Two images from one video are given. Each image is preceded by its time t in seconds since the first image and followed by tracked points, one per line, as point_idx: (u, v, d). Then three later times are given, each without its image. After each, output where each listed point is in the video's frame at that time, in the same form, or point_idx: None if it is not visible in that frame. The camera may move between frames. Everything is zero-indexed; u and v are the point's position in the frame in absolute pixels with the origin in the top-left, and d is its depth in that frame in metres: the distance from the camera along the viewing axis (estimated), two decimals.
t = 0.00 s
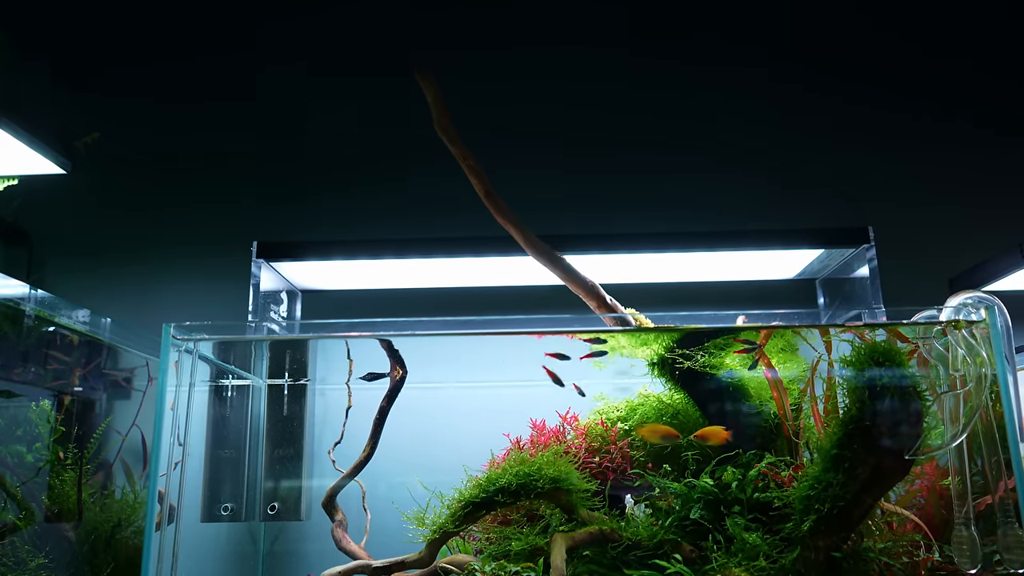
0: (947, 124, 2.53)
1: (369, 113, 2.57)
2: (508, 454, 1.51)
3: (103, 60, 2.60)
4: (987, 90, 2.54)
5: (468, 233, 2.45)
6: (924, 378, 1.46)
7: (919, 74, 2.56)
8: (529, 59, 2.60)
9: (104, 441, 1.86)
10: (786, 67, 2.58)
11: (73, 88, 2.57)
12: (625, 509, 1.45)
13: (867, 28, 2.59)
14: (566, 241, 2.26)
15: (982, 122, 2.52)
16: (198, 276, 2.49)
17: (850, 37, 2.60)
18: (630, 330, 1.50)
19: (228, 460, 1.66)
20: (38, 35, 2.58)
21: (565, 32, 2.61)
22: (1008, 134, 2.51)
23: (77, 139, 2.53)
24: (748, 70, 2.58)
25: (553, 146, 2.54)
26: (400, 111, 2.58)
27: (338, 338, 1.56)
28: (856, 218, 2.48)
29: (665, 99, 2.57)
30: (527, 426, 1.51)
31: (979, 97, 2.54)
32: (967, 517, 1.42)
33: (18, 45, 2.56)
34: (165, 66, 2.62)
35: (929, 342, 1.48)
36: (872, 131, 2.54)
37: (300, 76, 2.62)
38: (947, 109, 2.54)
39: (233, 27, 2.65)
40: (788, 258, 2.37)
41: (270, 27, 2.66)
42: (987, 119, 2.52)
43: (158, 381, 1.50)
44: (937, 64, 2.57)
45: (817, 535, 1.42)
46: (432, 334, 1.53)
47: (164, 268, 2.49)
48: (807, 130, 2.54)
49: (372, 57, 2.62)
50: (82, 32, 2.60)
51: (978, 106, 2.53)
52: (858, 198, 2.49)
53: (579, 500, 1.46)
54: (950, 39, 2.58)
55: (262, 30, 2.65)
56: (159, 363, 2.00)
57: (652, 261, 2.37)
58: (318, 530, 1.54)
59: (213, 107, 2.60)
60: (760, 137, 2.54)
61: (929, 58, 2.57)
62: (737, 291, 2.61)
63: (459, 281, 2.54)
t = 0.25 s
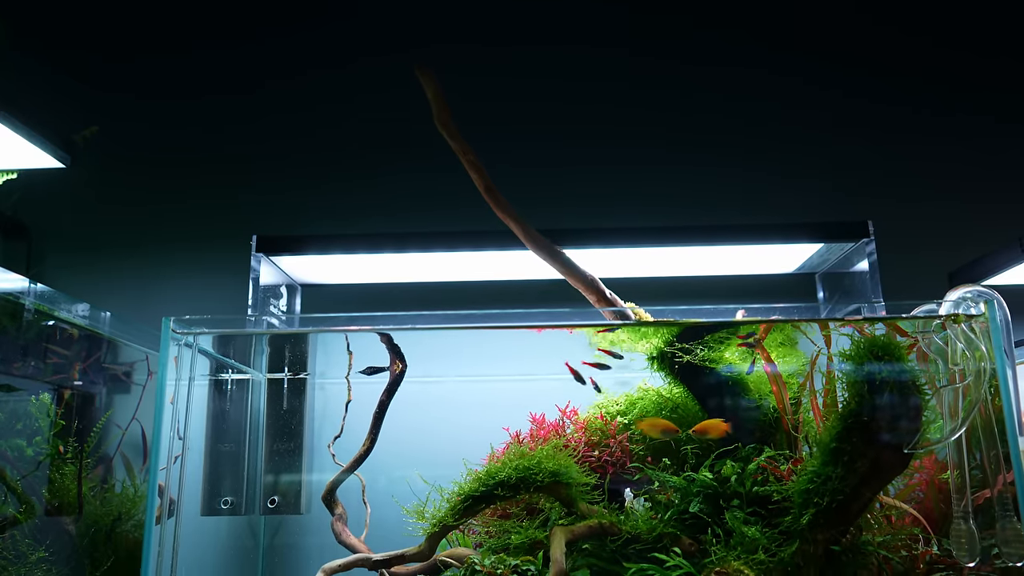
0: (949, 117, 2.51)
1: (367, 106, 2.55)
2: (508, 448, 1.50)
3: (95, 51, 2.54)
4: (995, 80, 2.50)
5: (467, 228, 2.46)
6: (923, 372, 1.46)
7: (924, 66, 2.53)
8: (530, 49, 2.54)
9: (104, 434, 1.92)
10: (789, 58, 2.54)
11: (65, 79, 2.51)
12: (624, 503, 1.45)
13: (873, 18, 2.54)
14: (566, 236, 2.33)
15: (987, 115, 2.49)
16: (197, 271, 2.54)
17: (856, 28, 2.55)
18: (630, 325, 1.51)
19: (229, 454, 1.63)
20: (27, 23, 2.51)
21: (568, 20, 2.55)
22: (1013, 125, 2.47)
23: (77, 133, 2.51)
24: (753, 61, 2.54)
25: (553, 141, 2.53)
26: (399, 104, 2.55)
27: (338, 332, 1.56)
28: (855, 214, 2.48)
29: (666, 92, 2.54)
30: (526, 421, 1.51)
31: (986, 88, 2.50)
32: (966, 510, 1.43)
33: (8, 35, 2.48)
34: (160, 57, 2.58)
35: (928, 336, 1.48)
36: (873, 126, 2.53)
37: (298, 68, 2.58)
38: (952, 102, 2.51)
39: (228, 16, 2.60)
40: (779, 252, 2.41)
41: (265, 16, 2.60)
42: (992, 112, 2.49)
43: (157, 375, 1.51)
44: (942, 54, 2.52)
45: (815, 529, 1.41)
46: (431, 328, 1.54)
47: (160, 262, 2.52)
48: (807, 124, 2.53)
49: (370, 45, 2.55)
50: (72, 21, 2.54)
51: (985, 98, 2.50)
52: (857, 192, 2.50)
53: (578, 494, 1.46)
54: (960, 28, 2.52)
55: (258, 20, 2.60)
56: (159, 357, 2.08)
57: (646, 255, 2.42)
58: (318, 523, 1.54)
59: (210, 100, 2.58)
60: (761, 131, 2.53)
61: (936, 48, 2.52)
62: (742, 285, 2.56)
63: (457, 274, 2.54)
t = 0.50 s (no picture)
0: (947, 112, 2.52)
1: (367, 101, 2.57)
2: (507, 441, 1.51)
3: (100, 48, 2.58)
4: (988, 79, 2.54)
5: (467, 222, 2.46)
6: (922, 366, 1.46)
7: (920, 62, 2.55)
8: (528, 47, 2.58)
9: (104, 428, 1.88)
10: (787, 55, 2.56)
11: (71, 77, 2.55)
12: (624, 496, 1.46)
13: (869, 14, 2.56)
14: (565, 230, 2.28)
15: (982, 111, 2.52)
16: (196, 264, 2.50)
17: (852, 25, 2.58)
18: (630, 319, 1.51)
19: (228, 447, 1.67)
20: (30, 21, 2.54)
21: (565, 19, 2.59)
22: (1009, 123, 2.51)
23: (76, 127, 2.52)
24: (749, 57, 2.57)
25: (553, 135, 2.54)
26: (399, 99, 2.56)
27: (338, 326, 1.56)
28: (857, 207, 2.47)
29: (665, 88, 2.56)
30: (526, 414, 1.51)
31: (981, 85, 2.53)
32: (965, 503, 1.43)
33: (10, 30, 2.52)
34: (162, 54, 2.61)
35: (927, 330, 1.49)
36: (873, 120, 2.53)
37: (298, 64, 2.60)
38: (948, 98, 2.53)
39: (230, 14, 2.63)
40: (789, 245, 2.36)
41: (267, 15, 2.64)
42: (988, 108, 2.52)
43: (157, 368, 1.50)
44: (941, 51, 2.55)
45: (815, 522, 1.42)
46: (429, 322, 1.53)
47: (164, 256, 2.49)
48: (806, 119, 2.54)
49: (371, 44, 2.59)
50: (78, 19, 2.59)
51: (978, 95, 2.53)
52: (857, 187, 2.49)
53: (577, 487, 1.47)
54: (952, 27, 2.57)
55: (259, 18, 2.64)
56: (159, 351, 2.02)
57: (649, 249, 2.38)
58: (318, 516, 1.54)
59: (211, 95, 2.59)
60: (760, 126, 2.53)
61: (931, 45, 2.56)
62: (739, 279, 2.61)
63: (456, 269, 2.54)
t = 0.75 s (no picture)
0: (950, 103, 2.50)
1: (366, 92, 2.54)
2: (506, 435, 1.51)
3: (93, 35, 2.53)
4: (996, 67, 2.49)
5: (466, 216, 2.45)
6: (921, 360, 1.45)
7: (924, 53, 2.52)
8: (528, 35, 2.53)
9: (104, 421, 1.92)
10: (789, 44, 2.53)
11: (62, 65, 2.50)
12: (623, 489, 1.46)
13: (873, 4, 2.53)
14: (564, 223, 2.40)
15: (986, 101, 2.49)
16: (195, 258, 2.53)
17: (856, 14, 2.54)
18: (630, 312, 1.51)
19: (228, 441, 1.63)
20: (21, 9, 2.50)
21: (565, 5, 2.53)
22: (1015, 111, 2.47)
23: (75, 121, 2.50)
24: (752, 47, 2.53)
25: (553, 127, 2.53)
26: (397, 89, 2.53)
27: (338, 319, 1.56)
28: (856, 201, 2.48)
29: (666, 78, 2.53)
30: (526, 408, 1.52)
31: (987, 75, 2.50)
32: (963, 497, 1.43)
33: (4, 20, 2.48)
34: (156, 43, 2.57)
35: (927, 323, 1.48)
36: (874, 112, 2.52)
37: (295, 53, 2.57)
38: (952, 89, 2.51)
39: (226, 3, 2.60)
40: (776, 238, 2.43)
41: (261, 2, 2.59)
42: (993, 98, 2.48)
43: (157, 362, 1.53)
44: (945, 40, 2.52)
45: (813, 515, 1.42)
46: (429, 315, 1.54)
47: (161, 249, 2.52)
48: (807, 111, 2.52)
49: (368, 31, 2.54)
50: (68, 6, 2.53)
51: (984, 85, 2.50)
52: (855, 180, 2.50)
53: (576, 480, 1.47)
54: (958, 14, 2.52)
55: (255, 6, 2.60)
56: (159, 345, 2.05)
57: (642, 242, 2.43)
58: (319, 509, 1.55)
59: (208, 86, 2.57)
60: (761, 118, 2.52)
61: (936, 34, 2.52)
62: (743, 272, 2.55)
63: (454, 262, 2.55)
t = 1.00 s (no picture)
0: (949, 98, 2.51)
1: (367, 87, 2.55)
2: (506, 428, 1.51)
3: (94, 30, 2.55)
4: (992, 64, 2.52)
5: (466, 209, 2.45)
6: (921, 353, 1.47)
7: (922, 48, 2.53)
8: (528, 30, 2.55)
9: (104, 415, 1.91)
10: (787, 39, 2.55)
11: (64, 60, 2.52)
12: (622, 483, 1.47)
13: None
14: (563, 217, 2.28)
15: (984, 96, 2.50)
16: (195, 251, 2.50)
17: (852, 9, 2.56)
18: (629, 305, 1.51)
19: (228, 434, 1.66)
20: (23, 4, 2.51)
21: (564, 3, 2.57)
22: (1013, 108, 2.49)
23: (73, 113, 2.51)
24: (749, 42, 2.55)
25: (552, 121, 2.53)
26: (398, 84, 2.54)
27: (338, 312, 1.56)
28: (855, 194, 2.47)
29: (666, 73, 2.54)
30: (525, 401, 1.52)
31: (984, 71, 2.51)
32: (962, 490, 1.44)
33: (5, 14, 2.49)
34: (159, 37, 2.59)
35: (926, 317, 1.49)
36: (873, 106, 2.52)
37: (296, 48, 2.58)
38: (950, 84, 2.51)
39: None
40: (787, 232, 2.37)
41: None
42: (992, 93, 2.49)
43: (156, 355, 1.52)
44: (943, 35, 2.54)
45: (812, 508, 1.42)
46: (428, 309, 1.53)
47: (163, 243, 2.50)
48: (807, 105, 2.53)
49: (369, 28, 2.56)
50: (72, 2, 2.56)
51: (981, 79, 2.51)
52: (856, 175, 2.49)
53: (576, 474, 1.48)
54: (955, 11, 2.54)
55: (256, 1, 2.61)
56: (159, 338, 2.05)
57: (647, 236, 2.38)
58: (318, 502, 1.54)
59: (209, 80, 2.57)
60: (760, 112, 2.52)
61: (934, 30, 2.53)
62: (744, 266, 2.56)
63: (454, 256, 2.53)
